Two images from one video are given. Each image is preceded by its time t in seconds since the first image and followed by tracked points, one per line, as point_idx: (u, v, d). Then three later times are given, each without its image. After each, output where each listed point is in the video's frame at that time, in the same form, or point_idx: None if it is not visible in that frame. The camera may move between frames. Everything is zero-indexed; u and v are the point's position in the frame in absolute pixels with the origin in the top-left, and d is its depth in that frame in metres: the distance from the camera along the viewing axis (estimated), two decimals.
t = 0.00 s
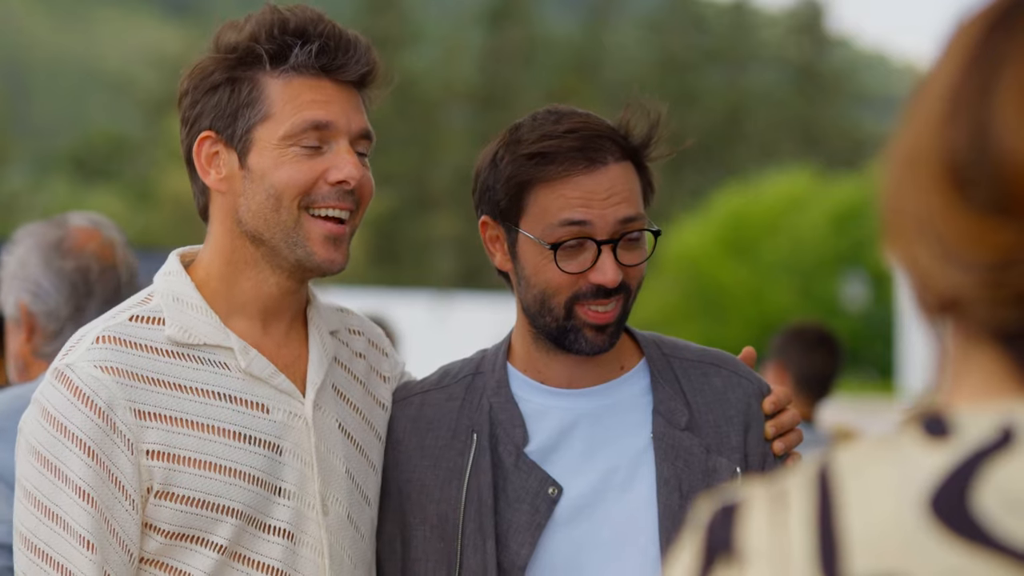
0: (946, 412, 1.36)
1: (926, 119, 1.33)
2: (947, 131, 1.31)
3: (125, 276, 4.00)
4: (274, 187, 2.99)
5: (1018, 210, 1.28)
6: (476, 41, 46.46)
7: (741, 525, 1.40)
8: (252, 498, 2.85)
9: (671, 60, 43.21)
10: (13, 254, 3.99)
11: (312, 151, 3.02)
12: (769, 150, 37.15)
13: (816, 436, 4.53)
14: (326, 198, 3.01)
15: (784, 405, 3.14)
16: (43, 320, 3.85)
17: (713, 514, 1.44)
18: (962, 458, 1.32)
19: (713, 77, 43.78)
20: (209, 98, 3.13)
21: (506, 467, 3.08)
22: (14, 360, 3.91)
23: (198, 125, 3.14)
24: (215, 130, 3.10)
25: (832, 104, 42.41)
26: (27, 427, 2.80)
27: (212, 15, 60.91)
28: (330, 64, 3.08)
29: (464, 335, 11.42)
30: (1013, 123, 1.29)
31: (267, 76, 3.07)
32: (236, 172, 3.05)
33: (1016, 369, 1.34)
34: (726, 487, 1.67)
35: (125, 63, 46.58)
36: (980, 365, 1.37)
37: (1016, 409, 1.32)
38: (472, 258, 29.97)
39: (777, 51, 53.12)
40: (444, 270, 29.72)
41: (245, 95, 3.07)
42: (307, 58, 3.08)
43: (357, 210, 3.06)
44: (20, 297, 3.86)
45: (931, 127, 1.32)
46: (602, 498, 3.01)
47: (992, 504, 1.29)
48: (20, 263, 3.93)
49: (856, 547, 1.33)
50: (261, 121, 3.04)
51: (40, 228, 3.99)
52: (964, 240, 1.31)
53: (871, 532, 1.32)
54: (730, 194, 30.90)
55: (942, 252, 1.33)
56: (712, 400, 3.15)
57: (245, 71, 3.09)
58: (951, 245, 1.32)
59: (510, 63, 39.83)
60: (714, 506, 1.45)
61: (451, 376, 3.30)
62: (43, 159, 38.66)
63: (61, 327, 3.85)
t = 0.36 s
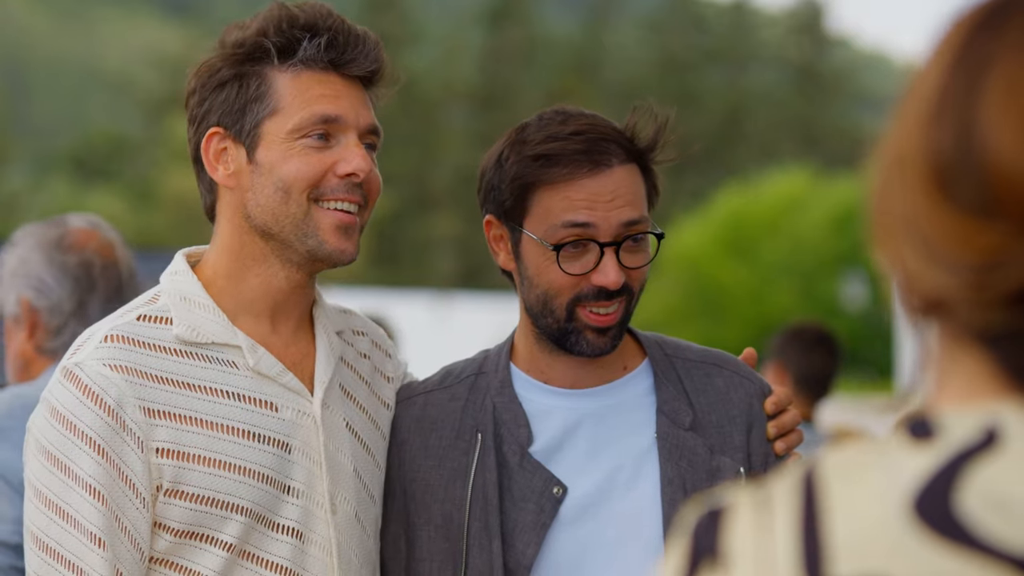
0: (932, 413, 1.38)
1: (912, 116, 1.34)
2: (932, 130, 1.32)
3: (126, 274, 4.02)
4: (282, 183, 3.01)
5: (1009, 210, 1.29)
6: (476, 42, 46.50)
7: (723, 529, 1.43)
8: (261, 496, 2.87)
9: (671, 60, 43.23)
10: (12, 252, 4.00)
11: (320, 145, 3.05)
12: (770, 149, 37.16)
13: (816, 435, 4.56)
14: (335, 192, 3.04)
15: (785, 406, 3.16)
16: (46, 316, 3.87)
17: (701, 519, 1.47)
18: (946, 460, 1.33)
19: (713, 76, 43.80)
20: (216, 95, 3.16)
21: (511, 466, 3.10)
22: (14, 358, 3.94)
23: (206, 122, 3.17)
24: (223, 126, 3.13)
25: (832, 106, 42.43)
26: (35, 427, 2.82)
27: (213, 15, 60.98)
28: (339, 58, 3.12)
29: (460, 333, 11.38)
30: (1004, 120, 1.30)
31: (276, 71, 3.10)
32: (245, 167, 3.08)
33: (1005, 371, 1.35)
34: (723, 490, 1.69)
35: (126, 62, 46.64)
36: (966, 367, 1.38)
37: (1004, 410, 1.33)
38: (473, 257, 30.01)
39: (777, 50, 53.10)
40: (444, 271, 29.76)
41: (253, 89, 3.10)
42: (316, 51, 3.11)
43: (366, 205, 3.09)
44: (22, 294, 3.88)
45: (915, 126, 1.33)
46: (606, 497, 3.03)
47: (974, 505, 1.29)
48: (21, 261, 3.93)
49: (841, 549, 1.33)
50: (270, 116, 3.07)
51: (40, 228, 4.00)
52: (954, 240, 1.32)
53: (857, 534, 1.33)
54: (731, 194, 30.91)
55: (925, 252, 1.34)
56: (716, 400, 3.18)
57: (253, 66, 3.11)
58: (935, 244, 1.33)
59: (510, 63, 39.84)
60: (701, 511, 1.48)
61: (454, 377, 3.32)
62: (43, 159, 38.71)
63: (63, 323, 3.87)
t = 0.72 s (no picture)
0: (919, 414, 1.39)
1: (905, 116, 1.33)
2: (926, 132, 1.31)
3: (130, 276, 4.03)
4: (281, 185, 3.01)
5: (999, 211, 1.28)
6: (475, 41, 46.51)
7: (713, 532, 1.44)
8: (263, 498, 2.87)
9: (671, 60, 43.20)
10: (15, 250, 3.99)
11: (319, 152, 3.03)
12: (770, 150, 37.16)
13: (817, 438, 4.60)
14: (331, 204, 3.01)
15: (790, 406, 3.16)
16: (51, 315, 3.87)
17: (692, 520, 1.48)
18: (933, 459, 1.34)
19: (713, 76, 43.77)
20: (233, 92, 3.17)
21: (516, 467, 3.10)
22: (16, 355, 3.95)
23: (221, 117, 3.20)
24: (235, 125, 3.15)
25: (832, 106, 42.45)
26: (37, 428, 2.83)
27: (212, 16, 60.99)
28: (350, 67, 3.09)
29: (464, 335, 11.41)
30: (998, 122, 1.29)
31: (289, 73, 3.09)
32: (251, 169, 3.08)
33: (999, 370, 1.35)
34: (725, 488, 1.69)
35: (125, 62, 46.61)
36: (959, 367, 1.38)
37: (992, 412, 1.34)
38: (473, 258, 30.01)
39: (776, 51, 53.06)
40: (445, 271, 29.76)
41: (265, 90, 3.10)
42: (325, 58, 3.09)
43: (362, 218, 3.06)
44: (27, 293, 3.88)
45: (907, 126, 1.33)
46: (612, 495, 3.03)
47: (963, 504, 1.30)
48: (24, 259, 3.92)
49: (829, 555, 1.33)
50: (276, 117, 3.06)
51: (43, 225, 3.99)
52: (950, 240, 1.31)
53: (844, 542, 1.33)
54: (731, 195, 30.92)
55: (916, 253, 1.33)
56: (721, 401, 3.18)
57: (269, 66, 3.12)
58: (926, 245, 1.32)
59: (510, 63, 39.83)
60: (692, 514, 1.49)
61: (459, 376, 3.32)
62: (42, 159, 38.66)
63: (68, 323, 3.88)
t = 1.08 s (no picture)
0: (918, 416, 1.39)
1: (912, 115, 1.34)
2: (933, 132, 1.32)
3: (130, 275, 4.03)
4: (293, 200, 2.99)
5: (1008, 213, 1.28)
6: (475, 41, 46.53)
7: (712, 534, 1.44)
8: (265, 502, 2.88)
9: (670, 60, 43.24)
10: (14, 249, 3.99)
11: (331, 174, 3.01)
12: (770, 150, 37.17)
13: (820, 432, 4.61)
14: (341, 229, 2.99)
15: (794, 407, 3.17)
16: (50, 315, 3.87)
17: (690, 521, 1.48)
18: (934, 460, 1.34)
19: (713, 76, 43.79)
20: (253, 96, 3.15)
21: (521, 468, 3.10)
22: (15, 354, 3.95)
23: (237, 122, 3.18)
24: (250, 132, 3.13)
25: (831, 106, 42.49)
26: (40, 426, 2.83)
27: (212, 15, 60.99)
28: (370, 90, 3.05)
29: (473, 337, 11.53)
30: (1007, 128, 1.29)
31: (309, 88, 3.07)
32: (261, 178, 3.08)
33: (1002, 371, 1.36)
34: (729, 489, 1.69)
35: (126, 61, 46.62)
36: (960, 371, 1.38)
37: (995, 413, 1.34)
38: (473, 257, 30.01)
39: (777, 50, 53.07)
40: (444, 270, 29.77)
41: (284, 102, 3.08)
42: (346, 80, 3.05)
43: (371, 243, 3.04)
44: (26, 293, 3.87)
45: (914, 128, 1.33)
46: (616, 496, 3.03)
47: (962, 508, 1.30)
48: (24, 259, 3.92)
49: (829, 556, 1.33)
50: (292, 132, 3.04)
51: (43, 225, 4.00)
52: (951, 242, 1.31)
53: (844, 540, 1.33)
54: (731, 195, 30.95)
55: (921, 252, 1.34)
56: (724, 402, 3.18)
57: (289, 78, 3.10)
58: (935, 248, 1.32)
59: (510, 62, 39.85)
60: (692, 512, 1.48)
61: (464, 376, 3.32)
62: (42, 159, 38.63)
63: (68, 323, 3.88)
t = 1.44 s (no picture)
0: (917, 415, 1.38)
1: (911, 116, 1.33)
2: (935, 131, 1.31)
3: (108, 270, 3.99)
4: (294, 200, 2.99)
5: (1010, 211, 1.28)
6: (476, 41, 46.51)
7: (713, 535, 1.43)
8: (265, 501, 2.87)
9: (670, 60, 43.23)
10: None
11: (333, 172, 3.00)
12: (770, 149, 37.17)
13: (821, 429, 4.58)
14: (343, 226, 2.99)
15: (796, 406, 3.17)
16: (26, 317, 3.87)
17: (691, 522, 1.47)
18: (935, 460, 1.33)
19: (713, 75, 43.78)
20: (253, 96, 3.15)
21: (523, 468, 3.10)
22: None
23: (237, 123, 3.18)
24: (250, 133, 3.13)
25: (831, 106, 42.50)
26: (40, 426, 2.82)
27: (213, 15, 60.96)
28: (370, 87, 3.05)
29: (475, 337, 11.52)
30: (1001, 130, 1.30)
31: (309, 87, 3.06)
32: (262, 178, 3.07)
33: (1002, 370, 1.35)
34: (728, 488, 1.68)
35: (126, 61, 46.61)
36: (965, 365, 1.38)
37: (995, 414, 1.33)
38: (473, 257, 30.00)
39: (777, 50, 53.06)
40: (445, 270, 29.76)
41: (284, 101, 3.07)
42: (347, 77, 3.05)
43: (374, 239, 3.03)
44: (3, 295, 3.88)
45: (913, 127, 1.33)
46: (616, 496, 3.03)
47: (964, 508, 1.30)
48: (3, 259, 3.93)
49: (831, 553, 1.33)
50: (293, 132, 3.03)
51: (22, 225, 4.00)
52: (951, 240, 1.31)
53: (845, 539, 1.32)
54: (731, 195, 30.94)
55: (922, 250, 1.33)
56: (726, 402, 3.18)
57: (288, 77, 3.09)
58: (936, 245, 1.32)
59: (510, 62, 39.86)
60: (692, 514, 1.48)
61: (465, 375, 3.31)
62: (42, 159, 38.55)
63: (41, 323, 3.87)
